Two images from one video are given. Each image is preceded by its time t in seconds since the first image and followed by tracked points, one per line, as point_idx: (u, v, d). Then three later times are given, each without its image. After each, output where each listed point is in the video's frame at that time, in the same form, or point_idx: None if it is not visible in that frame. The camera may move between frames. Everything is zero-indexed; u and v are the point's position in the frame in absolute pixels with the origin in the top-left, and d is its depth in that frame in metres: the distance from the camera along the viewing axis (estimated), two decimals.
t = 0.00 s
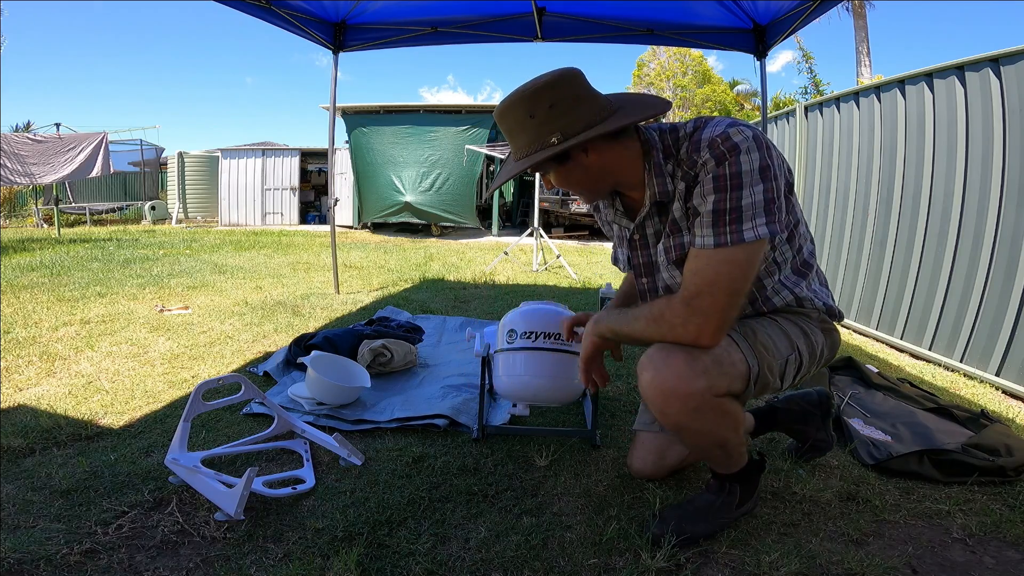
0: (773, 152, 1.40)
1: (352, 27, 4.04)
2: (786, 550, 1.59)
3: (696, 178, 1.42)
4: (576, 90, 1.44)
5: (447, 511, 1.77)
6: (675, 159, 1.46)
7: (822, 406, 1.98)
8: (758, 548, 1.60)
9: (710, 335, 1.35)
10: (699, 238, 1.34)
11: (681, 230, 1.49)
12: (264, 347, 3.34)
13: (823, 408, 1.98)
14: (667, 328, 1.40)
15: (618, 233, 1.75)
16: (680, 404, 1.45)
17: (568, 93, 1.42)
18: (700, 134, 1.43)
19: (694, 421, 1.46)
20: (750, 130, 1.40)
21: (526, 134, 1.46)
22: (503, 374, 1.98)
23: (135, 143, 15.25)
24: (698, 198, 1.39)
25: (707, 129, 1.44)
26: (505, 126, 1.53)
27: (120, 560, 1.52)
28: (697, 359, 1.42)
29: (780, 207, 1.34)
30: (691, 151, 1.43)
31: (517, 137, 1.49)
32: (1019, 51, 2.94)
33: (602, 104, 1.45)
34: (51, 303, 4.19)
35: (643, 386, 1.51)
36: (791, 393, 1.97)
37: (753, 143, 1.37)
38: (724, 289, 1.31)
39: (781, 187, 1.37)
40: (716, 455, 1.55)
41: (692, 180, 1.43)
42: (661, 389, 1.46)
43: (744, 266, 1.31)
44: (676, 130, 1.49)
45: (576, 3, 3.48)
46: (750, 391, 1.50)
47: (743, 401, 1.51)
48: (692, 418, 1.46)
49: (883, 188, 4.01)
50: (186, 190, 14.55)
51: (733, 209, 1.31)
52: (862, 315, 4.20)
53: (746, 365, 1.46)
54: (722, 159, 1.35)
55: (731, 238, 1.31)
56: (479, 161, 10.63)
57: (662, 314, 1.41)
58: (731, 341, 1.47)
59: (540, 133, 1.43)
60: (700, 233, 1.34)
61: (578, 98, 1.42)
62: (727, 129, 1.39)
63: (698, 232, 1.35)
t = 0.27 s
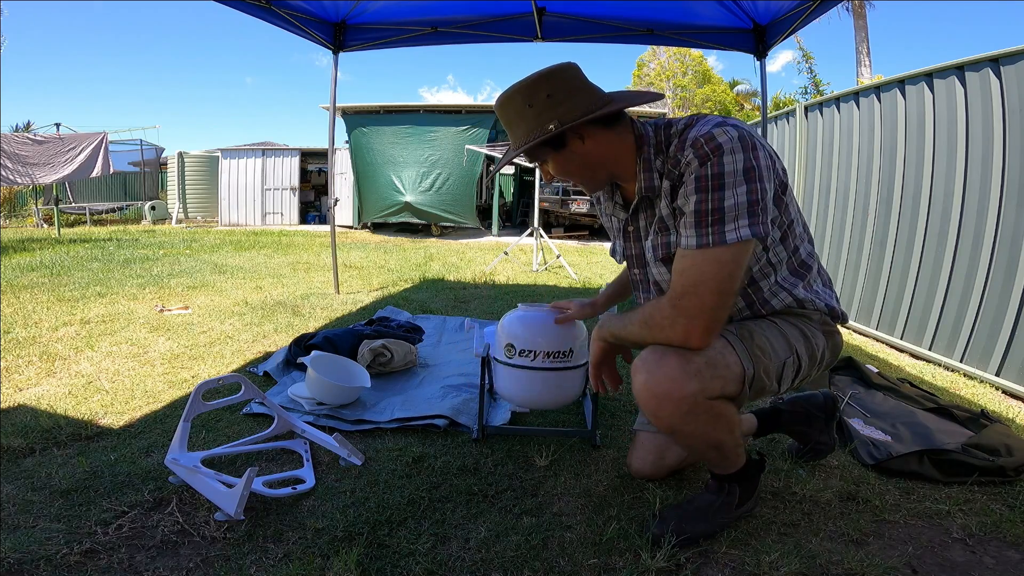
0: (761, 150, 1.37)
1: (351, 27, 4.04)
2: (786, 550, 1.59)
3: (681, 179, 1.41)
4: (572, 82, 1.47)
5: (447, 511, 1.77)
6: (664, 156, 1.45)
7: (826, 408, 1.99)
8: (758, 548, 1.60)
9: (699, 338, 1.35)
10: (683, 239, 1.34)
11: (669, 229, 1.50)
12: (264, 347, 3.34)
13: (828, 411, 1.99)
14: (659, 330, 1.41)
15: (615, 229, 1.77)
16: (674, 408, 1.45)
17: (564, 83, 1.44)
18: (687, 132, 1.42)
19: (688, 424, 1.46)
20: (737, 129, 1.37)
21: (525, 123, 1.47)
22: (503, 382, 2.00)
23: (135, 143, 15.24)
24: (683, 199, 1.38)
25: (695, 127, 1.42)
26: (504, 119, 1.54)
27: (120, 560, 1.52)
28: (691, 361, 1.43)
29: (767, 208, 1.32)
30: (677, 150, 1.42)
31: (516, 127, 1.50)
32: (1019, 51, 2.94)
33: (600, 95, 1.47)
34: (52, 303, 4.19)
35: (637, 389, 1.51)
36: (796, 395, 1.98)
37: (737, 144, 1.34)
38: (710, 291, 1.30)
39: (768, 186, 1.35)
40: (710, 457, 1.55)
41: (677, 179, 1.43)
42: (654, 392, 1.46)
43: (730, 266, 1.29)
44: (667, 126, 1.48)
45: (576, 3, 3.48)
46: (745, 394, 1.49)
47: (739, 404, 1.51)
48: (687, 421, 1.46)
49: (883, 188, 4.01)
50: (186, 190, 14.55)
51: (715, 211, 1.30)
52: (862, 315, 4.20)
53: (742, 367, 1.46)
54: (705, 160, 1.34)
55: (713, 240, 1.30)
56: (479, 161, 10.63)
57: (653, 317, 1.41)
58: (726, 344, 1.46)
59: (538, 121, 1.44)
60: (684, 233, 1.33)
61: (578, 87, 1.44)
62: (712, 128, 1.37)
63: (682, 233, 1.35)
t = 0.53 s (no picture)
0: (756, 149, 1.37)
1: (351, 27, 4.04)
2: (786, 550, 1.59)
3: (677, 179, 1.41)
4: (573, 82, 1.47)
5: (447, 511, 1.77)
6: (661, 156, 1.46)
7: (829, 409, 1.99)
8: (758, 548, 1.60)
9: (697, 339, 1.35)
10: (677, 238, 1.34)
11: (667, 229, 1.50)
12: (264, 347, 3.34)
13: (830, 412, 1.99)
14: (659, 330, 1.42)
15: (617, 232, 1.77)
16: (674, 408, 1.45)
17: (565, 84, 1.44)
18: (683, 133, 1.43)
19: (689, 425, 1.46)
20: (732, 129, 1.38)
21: (525, 125, 1.47)
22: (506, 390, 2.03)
23: (135, 143, 15.24)
24: (678, 198, 1.38)
25: (692, 128, 1.43)
26: (504, 121, 1.55)
27: (120, 559, 1.52)
28: (691, 361, 1.43)
29: (760, 207, 1.31)
30: (673, 151, 1.43)
31: (517, 129, 1.50)
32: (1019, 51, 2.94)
33: (600, 97, 1.47)
34: (52, 303, 4.19)
35: (637, 389, 1.51)
36: (797, 396, 1.99)
37: (730, 143, 1.34)
38: (705, 291, 1.30)
39: (763, 185, 1.35)
40: (711, 458, 1.55)
41: (673, 179, 1.43)
42: (655, 393, 1.47)
43: (725, 266, 1.29)
44: (665, 128, 1.48)
45: (577, 3, 3.48)
46: (746, 395, 1.49)
47: (739, 405, 1.51)
48: (687, 422, 1.46)
49: (883, 188, 4.01)
50: (186, 190, 14.55)
51: (707, 209, 1.31)
52: (862, 315, 4.20)
53: (743, 369, 1.46)
54: (698, 159, 1.35)
55: (706, 238, 1.30)
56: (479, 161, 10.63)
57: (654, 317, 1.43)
58: (728, 345, 1.46)
59: (539, 122, 1.44)
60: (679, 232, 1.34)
61: (578, 88, 1.44)
62: (707, 129, 1.37)
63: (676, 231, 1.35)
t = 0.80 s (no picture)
0: (764, 150, 1.38)
1: (351, 27, 4.04)
2: (786, 550, 1.59)
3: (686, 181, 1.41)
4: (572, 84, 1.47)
5: (447, 511, 1.77)
6: (667, 157, 1.46)
7: (828, 409, 2.00)
8: (758, 547, 1.60)
9: (709, 343, 1.35)
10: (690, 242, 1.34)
11: (675, 232, 1.49)
12: (264, 347, 3.34)
13: (829, 411, 2.00)
14: (669, 333, 1.42)
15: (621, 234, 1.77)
16: (685, 412, 1.45)
17: (565, 86, 1.44)
18: (690, 134, 1.43)
19: (699, 428, 1.46)
20: (740, 130, 1.38)
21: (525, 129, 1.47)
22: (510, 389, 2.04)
23: (135, 143, 15.24)
24: (688, 201, 1.38)
25: (698, 129, 1.43)
26: (504, 124, 1.54)
27: (120, 559, 1.52)
28: (703, 365, 1.43)
29: (771, 208, 1.32)
30: (680, 151, 1.43)
31: (516, 133, 1.50)
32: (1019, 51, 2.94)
33: (600, 98, 1.47)
34: (51, 303, 4.19)
35: (646, 393, 1.51)
36: (796, 396, 1.99)
37: (739, 145, 1.35)
38: (719, 294, 1.30)
39: (773, 186, 1.35)
40: (720, 460, 1.55)
41: (681, 181, 1.43)
42: (666, 397, 1.46)
43: (738, 268, 1.29)
44: (670, 129, 1.49)
45: (576, 3, 3.48)
46: (755, 397, 1.49)
47: (748, 407, 1.51)
48: (697, 425, 1.46)
49: (883, 188, 4.01)
50: (186, 190, 14.55)
51: (720, 212, 1.31)
52: (862, 315, 4.20)
53: (752, 371, 1.46)
54: (708, 160, 1.35)
55: (719, 242, 1.30)
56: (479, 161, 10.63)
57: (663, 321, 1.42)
58: (736, 347, 1.46)
59: (539, 125, 1.44)
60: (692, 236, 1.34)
61: (577, 90, 1.44)
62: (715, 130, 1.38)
63: (689, 235, 1.35)
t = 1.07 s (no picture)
0: (769, 150, 1.38)
1: (351, 27, 4.04)
2: (786, 550, 1.59)
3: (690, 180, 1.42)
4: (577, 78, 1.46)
5: (447, 511, 1.77)
6: (671, 156, 1.46)
7: (828, 409, 2.00)
8: (758, 548, 1.60)
9: (709, 343, 1.35)
10: (694, 241, 1.34)
11: (678, 231, 1.50)
12: (264, 347, 3.34)
13: (830, 412, 2.00)
14: (668, 333, 1.42)
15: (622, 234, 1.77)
16: (685, 413, 1.45)
17: (570, 81, 1.43)
18: (695, 134, 1.43)
19: (699, 429, 1.46)
20: (745, 130, 1.38)
21: (531, 125, 1.46)
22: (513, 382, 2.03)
23: (135, 143, 15.24)
24: (692, 200, 1.39)
25: (704, 128, 1.43)
26: (506, 121, 1.53)
27: (120, 559, 1.52)
28: (702, 366, 1.42)
29: (776, 209, 1.32)
30: (684, 151, 1.43)
31: (521, 130, 1.48)
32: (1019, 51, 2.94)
33: (604, 93, 1.47)
34: (51, 303, 4.19)
35: (646, 394, 1.51)
36: (797, 397, 1.99)
37: (745, 145, 1.35)
38: (719, 293, 1.30)
39: (777, 186, 1.36)
40: (719, 461, 1.55)
41: (685, 181, 1.43)
42: (665, 398, 1.46)
43: (739, 268, 1.30)
44: (675, 128, 1.49)
45: (576, 3, 3.48)
46: (755, 397, 1.49)
47: (748, 408, 1.51)
48: (697, 426, 1.46)
49: (883, 188, 4.01)
50: (186, 190, 14.56)
51: (724, 212, 1.31)
52: (862, 315, 4.20)
53: (752, 371, 1.46)
54: (713, 160, 1.35)
55: (723, 242, 1.30)
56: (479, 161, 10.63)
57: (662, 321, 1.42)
58: (736, 348, 1.47)
59: (546, 121, 1.43)
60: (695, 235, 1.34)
61: (583, 84, 1.44)
62: (721, 129, 1.38)
63: (692, 234, 1.35)
